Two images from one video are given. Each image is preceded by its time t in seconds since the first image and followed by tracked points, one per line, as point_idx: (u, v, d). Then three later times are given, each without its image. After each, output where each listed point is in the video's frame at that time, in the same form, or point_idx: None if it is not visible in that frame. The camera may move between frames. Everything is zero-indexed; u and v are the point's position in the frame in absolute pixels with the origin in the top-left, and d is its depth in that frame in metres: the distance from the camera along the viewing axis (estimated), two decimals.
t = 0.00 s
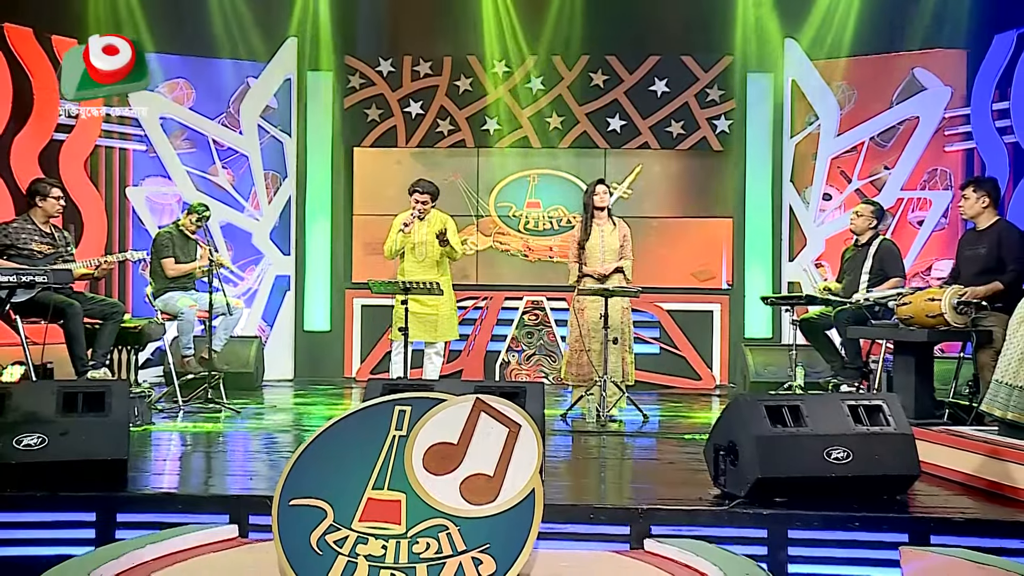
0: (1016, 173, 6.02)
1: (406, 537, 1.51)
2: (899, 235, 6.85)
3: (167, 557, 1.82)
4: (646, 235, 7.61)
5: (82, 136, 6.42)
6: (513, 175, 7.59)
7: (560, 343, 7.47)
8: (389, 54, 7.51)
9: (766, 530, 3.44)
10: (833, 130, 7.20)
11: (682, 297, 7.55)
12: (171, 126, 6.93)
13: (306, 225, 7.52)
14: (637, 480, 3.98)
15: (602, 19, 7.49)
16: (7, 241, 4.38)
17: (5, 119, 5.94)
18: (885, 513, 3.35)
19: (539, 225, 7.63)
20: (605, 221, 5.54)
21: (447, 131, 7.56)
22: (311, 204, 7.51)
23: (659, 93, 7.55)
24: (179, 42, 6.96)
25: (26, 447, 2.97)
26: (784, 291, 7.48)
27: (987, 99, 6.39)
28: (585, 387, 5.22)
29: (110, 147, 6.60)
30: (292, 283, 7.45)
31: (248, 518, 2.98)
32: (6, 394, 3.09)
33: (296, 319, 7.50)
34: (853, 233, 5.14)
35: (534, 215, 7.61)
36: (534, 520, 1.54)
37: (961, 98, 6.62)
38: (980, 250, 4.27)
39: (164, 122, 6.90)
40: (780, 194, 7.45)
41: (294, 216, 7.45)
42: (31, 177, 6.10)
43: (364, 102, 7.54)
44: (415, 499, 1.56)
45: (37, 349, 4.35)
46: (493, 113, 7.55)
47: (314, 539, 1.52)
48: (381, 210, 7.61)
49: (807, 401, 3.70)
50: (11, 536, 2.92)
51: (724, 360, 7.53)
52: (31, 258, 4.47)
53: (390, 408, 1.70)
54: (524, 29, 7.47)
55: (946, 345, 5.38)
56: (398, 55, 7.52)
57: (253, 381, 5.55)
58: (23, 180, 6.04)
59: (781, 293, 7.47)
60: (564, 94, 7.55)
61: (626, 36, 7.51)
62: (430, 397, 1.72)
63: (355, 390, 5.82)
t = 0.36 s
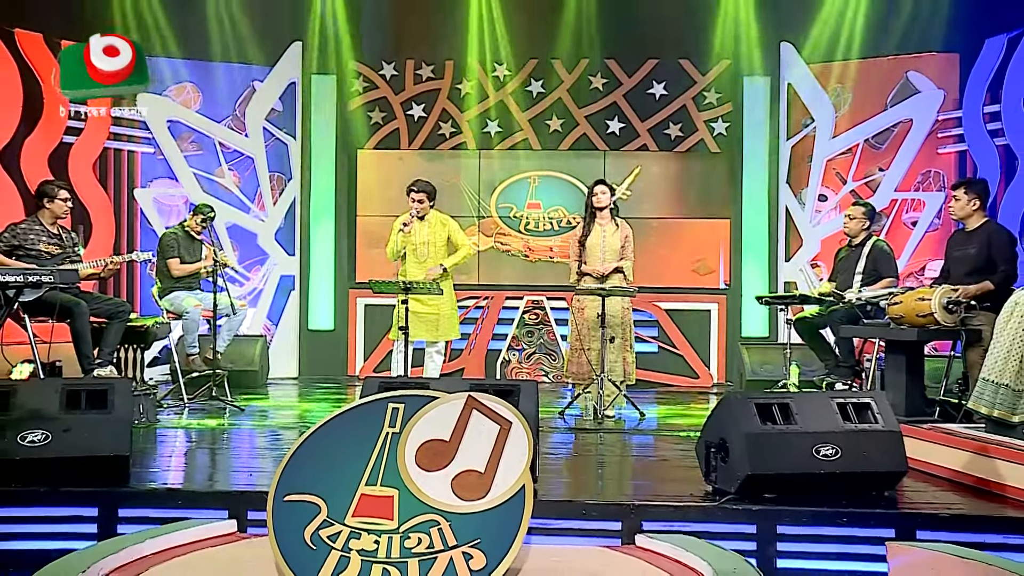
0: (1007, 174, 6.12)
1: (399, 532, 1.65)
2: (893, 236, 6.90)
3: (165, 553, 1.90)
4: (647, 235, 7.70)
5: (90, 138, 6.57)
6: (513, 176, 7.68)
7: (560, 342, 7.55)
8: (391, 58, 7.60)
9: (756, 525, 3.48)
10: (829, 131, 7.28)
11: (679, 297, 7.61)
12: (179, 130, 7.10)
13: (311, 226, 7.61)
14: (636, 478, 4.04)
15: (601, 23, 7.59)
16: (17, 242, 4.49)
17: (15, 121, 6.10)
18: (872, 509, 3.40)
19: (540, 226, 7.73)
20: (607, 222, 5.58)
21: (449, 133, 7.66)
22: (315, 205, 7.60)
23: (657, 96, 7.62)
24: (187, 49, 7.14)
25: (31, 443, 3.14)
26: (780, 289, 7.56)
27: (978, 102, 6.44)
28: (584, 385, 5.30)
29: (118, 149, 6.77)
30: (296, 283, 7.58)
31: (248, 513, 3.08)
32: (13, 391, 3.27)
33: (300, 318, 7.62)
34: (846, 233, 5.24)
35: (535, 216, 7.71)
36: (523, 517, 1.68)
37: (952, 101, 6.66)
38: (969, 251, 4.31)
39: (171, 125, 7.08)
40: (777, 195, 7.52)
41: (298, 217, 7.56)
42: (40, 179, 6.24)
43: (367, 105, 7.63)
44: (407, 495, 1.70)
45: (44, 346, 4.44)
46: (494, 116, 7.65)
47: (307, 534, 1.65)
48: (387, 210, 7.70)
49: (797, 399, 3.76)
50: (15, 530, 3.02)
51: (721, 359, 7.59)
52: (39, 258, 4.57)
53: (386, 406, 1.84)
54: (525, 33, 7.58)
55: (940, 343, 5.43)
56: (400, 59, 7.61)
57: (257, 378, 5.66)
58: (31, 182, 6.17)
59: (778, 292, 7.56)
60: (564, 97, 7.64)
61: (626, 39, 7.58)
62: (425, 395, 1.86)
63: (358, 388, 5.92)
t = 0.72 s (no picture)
0: (999, 175, 6.23)
1: (393, 528, 1.47)
2: (887, 236, 7.02)
3: (166, 547, 1.82)
4: (646, 238, 7.84)
5: (99, 141, 6.67)
6: (514, 178, 7.82)
7: (561, 341, 7.69)
8: (396, 62, 7.74)
9: (747, 521, 3.53)
10: (824, 134, 7.42)
11: (678, 296, 7.76)
12: (186, 132, 7.17)
13: (316, 225, 7.80)
14: (639, 474, 4.10)
15: (601, 28, 7.73)
16: (25, 242, 4.60)
17: (27, 126, 6.20)
18: (861, 505, 3.44)
19: (540, 227, 7.86)
20: (612, 222, 5.44)
21: (452, 136, 7.79)
22: (320, 205, 7.79)
23: (656, 99, 7.77)
24: (197, 53, 7.25)
25: (37, 439, 3.28)
26: (778, 289, 7.78)
27: (970, 105, 6.57)
28: (583, 383, 5.34)
29: (127, 152, 6.85)
30: (301, 283, 7.71)
31: (248, 508, 3.22)
32: (19, 389, 3.40)
33: (306, 317, 7.78)
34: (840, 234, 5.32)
35: (536, 217, 7.84)
36: (517, 511, 1.51)
37: (946, 104, 6.79)
38: (960, 252, 4.36)
39: (178, 127, 7.15)
40: (773, 197, 7.71)
41: (303, 218, 7.72)
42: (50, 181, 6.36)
43: (371, 107, 7.78)
44: (401, 491, 1.51)
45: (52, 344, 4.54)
46: (495, 119, 7.80)
47: (304, 529, 1.47)
48: (390, 210, 7.82)
49: (788, 397, 3.80)
50: (21, 524, 3.14)
51: (719, 357, 7.74)
52: (48, 257, 4.67)
53: (379, 403, 1.60)
54: (527, 39, 7.73)
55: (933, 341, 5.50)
56: (404, 63, 7.74)
57: (263, 376, 5.80)
58: (41, 183, 6.28)
59: (775, 292, 7.75)
60: (564, 99, 7.79)
61: (626, 44, 7.74)
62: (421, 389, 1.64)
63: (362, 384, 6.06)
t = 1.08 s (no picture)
0: (991, 176, 6.31)
1: (389, 522, 1.51)
2: (883, 237, 7.10)
3: (170, 542, 1.97)
4: (646, 238, 7.94)
5: (108, 144, 6.79)
6: (515, 179, 7.92)
7: (561, 340, 7.74)
8: (399, 66, 7.85)
9: (739, 517, 3.58)
10: (821, 136, 7.47)
11: (677, 297, 7.83)
12: (193, 135, 7.28)
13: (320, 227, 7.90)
14: (641, 471, 4.15)
15: (600, 31, 7.83)
16: (35, 243, 4.71)
17: (38, 127, 6.36)
18: (853, 501, 3.49)
19: (542, 228, 7.95)
20: (614, 223, 5.48)
21: (454, 138, 7.91)
22: (325, 206, 7.90)
23: (654, 102, 7.86)
24: (204, 58, 7.36)
25: (43, 436, 3.39)
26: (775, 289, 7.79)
27: (964, 108, 6.65)
28: (583, 381, 5.40)
29: (135, 154, 6.97)
30: (306, 282, 7.83)
31: (249, 504, 3.33)
32: (27, 387, 3.52)
33: (311, 316, 7.89)
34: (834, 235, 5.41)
35: (537, 218, 7.94)
36: (512, 507, 1.56)
37: (940, 107, 6.85)
38: (952, 254, 4.46)
39: (185, 130, 7.25)
40: (771, 198, 7.76)
41: (309, 219, 7.83)
42: (59, 182, 6.49)
43: (375, 111, 7.90)
44: (398, 487, 1.56)
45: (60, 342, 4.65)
46: (498, 121, 7.92)
47: (302, 524, 1.51)
48: (395, 210, 7.96)
49: (780, 395, 3.86)
50: (28, 519, 3.27)
51: (717, 356, 7.82)
52: (57, 257, 4.77)
53: (377, 401, 1.70)
54: (529, 44, 7.87)
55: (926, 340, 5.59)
56: (408, 66, 7.85)
57: (268, 375, 5.91)
58: (51, 183, 6.43)
59: (772, 292, 7.80)
60: (564, 102, 7.91)
61: (626, 47, 7.83)
62: (417, 390, 1.73)
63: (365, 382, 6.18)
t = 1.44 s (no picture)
0: (985, 178, 6.28)
1: (388, 518, 1.72)
2: (878, 239, 7.14)
3: (173, 536, 2.17)
4: (645, 239, 8.00)
5: (118, 146, 6.92)
6: (517, 181, 8.01)
7: (562, 339, 7.83)
8: (402, 70, 7.94)
9: (734, 513, 3.62)
10: (817, 139, 7.54)
11: (677, 296, 7.90)
12: (201, 137, 7.40)
13: (326, 228, 8.00)
14: (641, 467, 4.20)
15: (602, 35, 7.92)
16: (45, 243, 4.80)
17: (50, 128, 6.47)
18: (845, 498, 3.54)
19: (543, 229, 8.02)
20: (615, 223, 5.56)
21: (457, 140, 8.00)
22: (330, 207, 8.00)
23: (654, 105, 7.91)
24: (212, 63, 7.46)
25: (50, 432, 3.50)
26: (773, 289, 7.89)
27: (958, 111, 6.62)
28: (583, 379, 5.47)
29: (144, 156, 7.08)
30: (311, 282, 7.92)
31: (252, 500, 3.41)
32: (35, 387, 3.62)
33: (316, 316, 8.00)
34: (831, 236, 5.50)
35: (538, 219, 8.01)
36: (507, 503, 1.77)
37: (935, 110, 6.84)
38: (943, 252, 4.55)
39: (193, 133, 7.37)
40: (769, 200, 7.85)
41: (313, 219, 7.93)
42: (70, 184, 6.61)
43: (379, 114, 8.00)
44: (396, 484, 1.77)
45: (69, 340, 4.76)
46: (500, 123, 8.01)
47: (302, 520, 1.72)
48: (398, 210, 8.04)
49: (776, 393, 3.90)
50: (36, 514, 3.37)
51: (716, 354, 7.88)
52: (66, 257, 4.87)
53: (377, 399, 1.94)
54: (530, 49, 7.96)
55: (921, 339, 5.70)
56: (411, 70, 7.94)
57: (274, 373, 6.01)
58: (62, 185, 6.54)
59: (770, 292, 7.87)
60: (565, 106, 7.99)
61: (625, 51, 7.92)
62: (415, 389, 1.96)
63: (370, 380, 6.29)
